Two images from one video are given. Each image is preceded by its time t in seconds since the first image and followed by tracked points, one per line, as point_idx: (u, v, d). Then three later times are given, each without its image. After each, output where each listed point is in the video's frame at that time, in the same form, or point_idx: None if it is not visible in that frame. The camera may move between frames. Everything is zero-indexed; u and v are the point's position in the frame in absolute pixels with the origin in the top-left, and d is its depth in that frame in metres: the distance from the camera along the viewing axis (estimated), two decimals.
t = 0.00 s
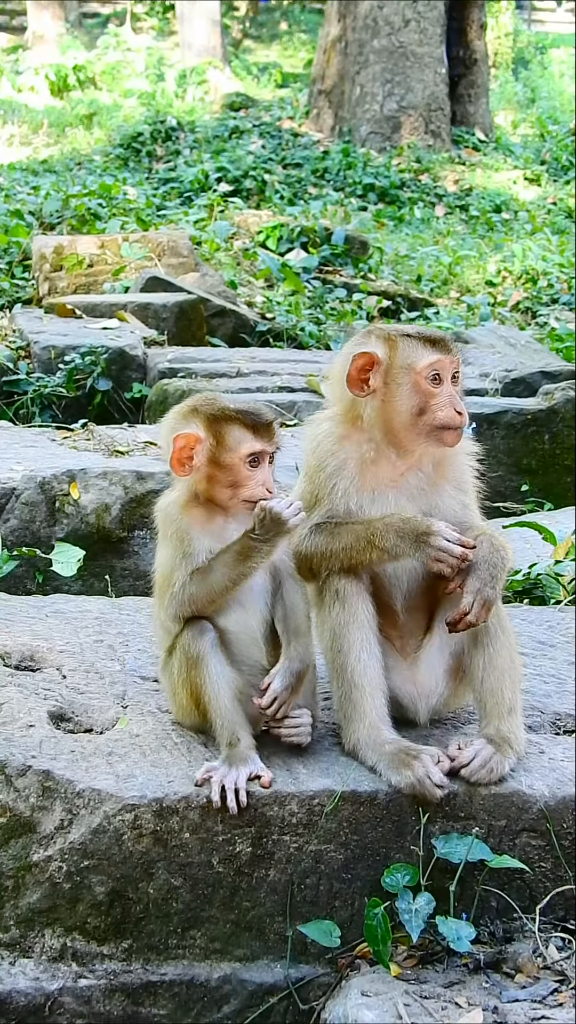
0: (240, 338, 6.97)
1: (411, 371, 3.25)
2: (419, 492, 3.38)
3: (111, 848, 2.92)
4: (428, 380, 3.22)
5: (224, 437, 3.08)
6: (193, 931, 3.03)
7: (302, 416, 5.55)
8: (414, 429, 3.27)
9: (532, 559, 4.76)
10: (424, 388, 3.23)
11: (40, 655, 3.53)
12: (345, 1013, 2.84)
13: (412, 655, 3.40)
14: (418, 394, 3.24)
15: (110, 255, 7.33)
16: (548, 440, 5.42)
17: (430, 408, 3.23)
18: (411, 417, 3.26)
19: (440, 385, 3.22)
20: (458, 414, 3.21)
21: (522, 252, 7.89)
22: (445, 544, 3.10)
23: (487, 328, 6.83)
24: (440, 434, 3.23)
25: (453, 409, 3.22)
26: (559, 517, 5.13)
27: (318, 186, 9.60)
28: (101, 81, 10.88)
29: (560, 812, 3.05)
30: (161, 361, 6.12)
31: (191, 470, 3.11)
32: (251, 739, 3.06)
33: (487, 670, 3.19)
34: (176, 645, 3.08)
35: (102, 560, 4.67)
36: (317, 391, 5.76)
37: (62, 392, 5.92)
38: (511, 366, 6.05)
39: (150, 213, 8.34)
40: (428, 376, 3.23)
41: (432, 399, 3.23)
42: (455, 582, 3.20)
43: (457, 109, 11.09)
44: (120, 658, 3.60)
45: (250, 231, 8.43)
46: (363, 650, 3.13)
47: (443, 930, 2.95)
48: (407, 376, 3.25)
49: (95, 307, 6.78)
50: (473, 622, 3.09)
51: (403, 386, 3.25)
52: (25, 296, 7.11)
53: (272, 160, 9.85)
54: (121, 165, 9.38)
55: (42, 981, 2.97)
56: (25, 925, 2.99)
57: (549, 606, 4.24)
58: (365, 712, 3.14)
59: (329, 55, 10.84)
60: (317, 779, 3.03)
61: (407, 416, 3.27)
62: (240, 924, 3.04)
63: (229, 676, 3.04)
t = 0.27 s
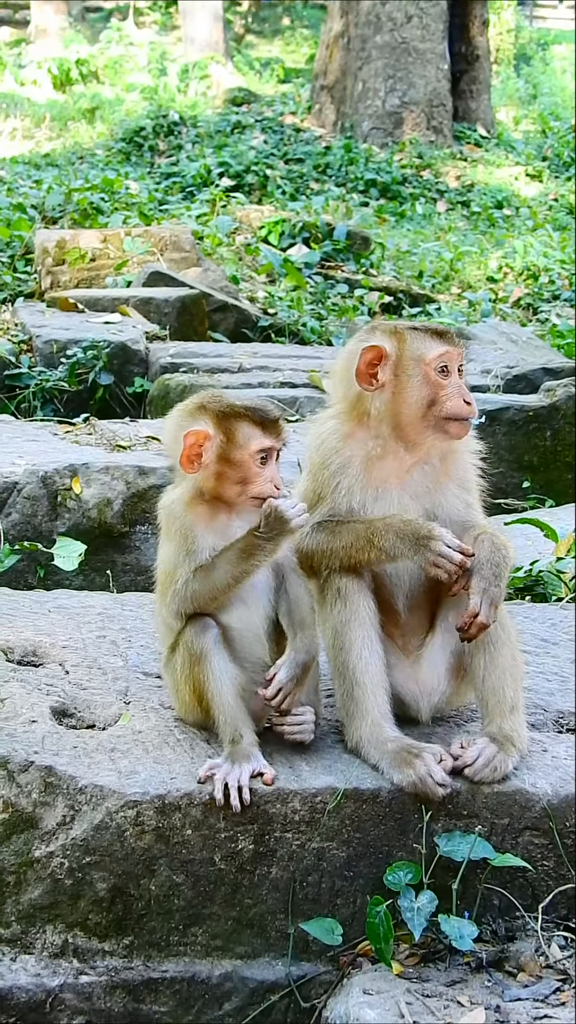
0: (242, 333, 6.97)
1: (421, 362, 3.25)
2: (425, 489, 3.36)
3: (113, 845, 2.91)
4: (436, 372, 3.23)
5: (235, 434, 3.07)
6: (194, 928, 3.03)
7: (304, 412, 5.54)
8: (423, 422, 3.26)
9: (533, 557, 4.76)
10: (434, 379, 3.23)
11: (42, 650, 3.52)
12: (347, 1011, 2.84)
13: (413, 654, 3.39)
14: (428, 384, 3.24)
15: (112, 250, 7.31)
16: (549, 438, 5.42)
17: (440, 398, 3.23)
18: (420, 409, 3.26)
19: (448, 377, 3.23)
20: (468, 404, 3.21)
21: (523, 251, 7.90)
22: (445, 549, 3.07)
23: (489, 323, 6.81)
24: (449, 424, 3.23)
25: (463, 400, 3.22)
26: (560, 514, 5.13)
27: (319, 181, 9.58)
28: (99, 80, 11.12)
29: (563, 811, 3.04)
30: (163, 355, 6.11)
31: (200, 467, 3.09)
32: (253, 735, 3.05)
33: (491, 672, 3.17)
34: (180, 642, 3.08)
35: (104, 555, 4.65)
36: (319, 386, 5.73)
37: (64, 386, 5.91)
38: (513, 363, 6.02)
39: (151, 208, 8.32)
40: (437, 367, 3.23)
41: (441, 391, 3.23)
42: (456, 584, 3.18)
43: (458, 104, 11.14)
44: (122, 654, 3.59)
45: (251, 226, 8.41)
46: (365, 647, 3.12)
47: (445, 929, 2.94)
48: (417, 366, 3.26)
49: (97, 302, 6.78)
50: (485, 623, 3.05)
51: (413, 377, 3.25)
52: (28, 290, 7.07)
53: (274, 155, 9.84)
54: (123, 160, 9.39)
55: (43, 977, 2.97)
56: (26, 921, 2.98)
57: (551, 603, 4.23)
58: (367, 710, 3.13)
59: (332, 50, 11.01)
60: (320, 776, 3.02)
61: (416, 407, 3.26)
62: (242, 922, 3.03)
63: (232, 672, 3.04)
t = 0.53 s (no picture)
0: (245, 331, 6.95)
1: (430, 356, 3.24)
2: (429, 483, 3.39)
3: (116, 843, 2.91)
4: (445, 367, 3.22)
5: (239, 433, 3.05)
6: (197, 926, 3.03)
7: (306, 410, 5.52)
8: (431, 417, 3.27)
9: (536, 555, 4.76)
10: (442, 374, 3.23)
11: (45, 648, 3.52)
12: (350, 1008, 2.84)
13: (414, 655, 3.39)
14: (436, 379, 3.23)
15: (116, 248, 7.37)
16: (553, 436, 5.36)
17: (449, 394, 3.22)
18: (429, 403, 3.26)
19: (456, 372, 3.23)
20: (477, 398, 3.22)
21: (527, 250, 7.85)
22: (445, 551, 3.10)
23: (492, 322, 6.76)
24: (458, 419, 3.24)
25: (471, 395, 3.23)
26: (563, 512, 5.12)
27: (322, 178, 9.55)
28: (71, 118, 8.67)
29: (566, 809, 3.04)
30: (166, 353, 6.10)
31: (204, 467, 3.08)
32: (256, 733, 3.05)
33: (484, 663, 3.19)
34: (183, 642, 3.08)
35: (107, 553, 4.67)
36: (322, 384, 5.71)
37: (67, 385, 5.91)
38: (516, 361, 5.95)
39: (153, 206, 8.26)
40: (445, 363, 3.23)
41: (450, 386, 3.23)
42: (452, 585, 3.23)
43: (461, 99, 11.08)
44: (125, 652, 3.59)
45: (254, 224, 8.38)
46: (367, 645, 3.11)
47: (448, 927, 2.94)
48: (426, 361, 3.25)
49: (100, 300, 6.79)
50: (472, 624, 3.09)
51: (421, 372, 3.24)
52: (32, 288, 7.26)
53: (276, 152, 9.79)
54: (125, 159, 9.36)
55: (46, 976, 2.97)
56: (29, 919, 2.98)
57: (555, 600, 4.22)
58: (370, 708, 3.13)
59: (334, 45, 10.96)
60: (322, 774, 3.02)
61: (425, 402, 3.26)
62: (245, 919, 3.04)
63: (234, 670, 3.04)
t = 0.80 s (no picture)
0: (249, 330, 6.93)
1: (431, 351, 3.24)
2: (430, 478, 3.48)
3: (119, 843, 2.91)
4: (447, 361, 3.23)
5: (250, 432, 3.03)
6: (200, 925, 3.03)
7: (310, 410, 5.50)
8: (433, 412, 3.30)
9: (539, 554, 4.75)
10: (443, 369, 3.24)
11: (48, 647, 3.53)
12: (352, 1008, 2.84)
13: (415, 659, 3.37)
14: (438, 375, 3.25)
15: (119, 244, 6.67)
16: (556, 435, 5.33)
17: (450, 390, 3.24)
18: (430, 399, 3.28)
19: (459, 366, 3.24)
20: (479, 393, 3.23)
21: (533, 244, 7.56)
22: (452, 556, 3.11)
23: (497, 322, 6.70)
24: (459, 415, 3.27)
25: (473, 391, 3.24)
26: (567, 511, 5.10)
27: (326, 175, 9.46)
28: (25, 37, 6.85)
29: (569, 808, 3.04)
30: (169, 353, 6.09)
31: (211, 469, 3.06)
32: (259, 732, 3.05)
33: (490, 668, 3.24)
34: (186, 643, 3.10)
35: (110, 551, 4.70)
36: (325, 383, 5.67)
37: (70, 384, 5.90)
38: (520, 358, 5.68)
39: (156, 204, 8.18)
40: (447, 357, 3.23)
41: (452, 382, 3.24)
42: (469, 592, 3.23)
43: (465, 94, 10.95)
44: (129, 651, 3.59)
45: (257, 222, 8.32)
46: (372, 644, 3.16)
47: (450, 926, 2.95)
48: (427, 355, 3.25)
49: (103, 298, 6.78)
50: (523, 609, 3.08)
51: (424, 368, 3.25)
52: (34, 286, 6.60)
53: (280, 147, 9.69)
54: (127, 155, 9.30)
55: (49, 976, 2.97)
56: (32, 919, 2.98)
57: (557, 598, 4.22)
58: (372, 708, 3.16)
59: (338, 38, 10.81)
60: (325, 773, 3.02)
61: (427, 397, 3.28)
62: (247, 918, 3.04)
63: (236, 669, 3.06)
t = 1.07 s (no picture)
0: (252, 329, 6.93)
1: (424, 349, 3.30)
2: (427, 482, 3.41)
3: (123, 841, 2.92)
4: (439, 358, 3.28)
5: (258, 430, 3.08)
6: (204, 923, 3.04)
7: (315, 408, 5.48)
8: (425, 408, 3.32)
9: (543, 550, 4.76)
10: (436, 366, 3.28)
11: (52, 647, 3.54)
12: (357, 1005, 2.85)
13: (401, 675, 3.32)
14: (431, 373, 3.29)
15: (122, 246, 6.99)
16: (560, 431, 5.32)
17: (443, 385, 3.28)
18: (423, 396, 3.31)
19: (451, 364, 3.28)
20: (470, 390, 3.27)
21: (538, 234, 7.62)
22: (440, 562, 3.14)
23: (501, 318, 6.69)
24: (451, 410, 3.29)
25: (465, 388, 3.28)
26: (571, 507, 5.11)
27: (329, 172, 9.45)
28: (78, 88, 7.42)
29: (572, 804, 3.05)
30: (173, 353, 6.09)
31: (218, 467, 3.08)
32: (262, 731, 3.06)
33: (486, 676, 3.23)
34: (191, 645, 3.11)
35: (114, 552, 4.68)
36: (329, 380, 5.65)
37: (73, 384, 5.92)
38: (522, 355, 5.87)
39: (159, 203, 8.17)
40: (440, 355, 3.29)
41: (444, 379, 3.28)
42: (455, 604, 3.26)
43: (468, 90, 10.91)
44: (132, 650, 3.60)
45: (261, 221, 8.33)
46: (368, 644, 3.15)
47: (454, 923, 2.95)
48: (420, 353, 3.31)
49: (107, 298, 6.78)
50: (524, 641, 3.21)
51: (417, 366, 3.30)
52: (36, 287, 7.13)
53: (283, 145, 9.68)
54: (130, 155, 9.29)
55: (54, 974, 2.98)
56: (37, 918, 2.99)
57: (560, 594, 4.23)
58: (373, 706, 3.16)
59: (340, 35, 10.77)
60: (328, 771, 3.03)
61: (419, 394, 3.31)
62: (252, 916, 3.05)
63: (240, 666, 3.07)
